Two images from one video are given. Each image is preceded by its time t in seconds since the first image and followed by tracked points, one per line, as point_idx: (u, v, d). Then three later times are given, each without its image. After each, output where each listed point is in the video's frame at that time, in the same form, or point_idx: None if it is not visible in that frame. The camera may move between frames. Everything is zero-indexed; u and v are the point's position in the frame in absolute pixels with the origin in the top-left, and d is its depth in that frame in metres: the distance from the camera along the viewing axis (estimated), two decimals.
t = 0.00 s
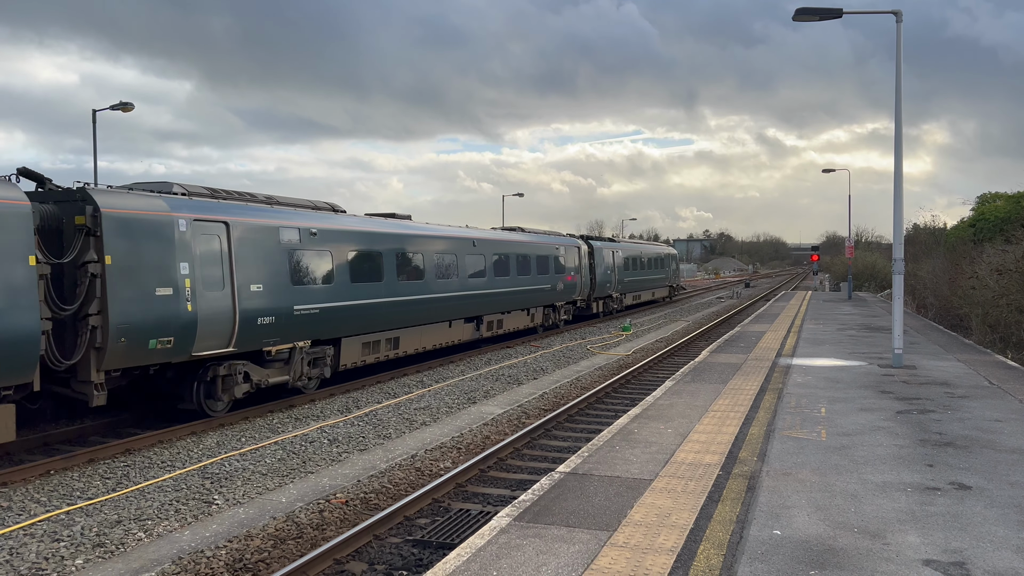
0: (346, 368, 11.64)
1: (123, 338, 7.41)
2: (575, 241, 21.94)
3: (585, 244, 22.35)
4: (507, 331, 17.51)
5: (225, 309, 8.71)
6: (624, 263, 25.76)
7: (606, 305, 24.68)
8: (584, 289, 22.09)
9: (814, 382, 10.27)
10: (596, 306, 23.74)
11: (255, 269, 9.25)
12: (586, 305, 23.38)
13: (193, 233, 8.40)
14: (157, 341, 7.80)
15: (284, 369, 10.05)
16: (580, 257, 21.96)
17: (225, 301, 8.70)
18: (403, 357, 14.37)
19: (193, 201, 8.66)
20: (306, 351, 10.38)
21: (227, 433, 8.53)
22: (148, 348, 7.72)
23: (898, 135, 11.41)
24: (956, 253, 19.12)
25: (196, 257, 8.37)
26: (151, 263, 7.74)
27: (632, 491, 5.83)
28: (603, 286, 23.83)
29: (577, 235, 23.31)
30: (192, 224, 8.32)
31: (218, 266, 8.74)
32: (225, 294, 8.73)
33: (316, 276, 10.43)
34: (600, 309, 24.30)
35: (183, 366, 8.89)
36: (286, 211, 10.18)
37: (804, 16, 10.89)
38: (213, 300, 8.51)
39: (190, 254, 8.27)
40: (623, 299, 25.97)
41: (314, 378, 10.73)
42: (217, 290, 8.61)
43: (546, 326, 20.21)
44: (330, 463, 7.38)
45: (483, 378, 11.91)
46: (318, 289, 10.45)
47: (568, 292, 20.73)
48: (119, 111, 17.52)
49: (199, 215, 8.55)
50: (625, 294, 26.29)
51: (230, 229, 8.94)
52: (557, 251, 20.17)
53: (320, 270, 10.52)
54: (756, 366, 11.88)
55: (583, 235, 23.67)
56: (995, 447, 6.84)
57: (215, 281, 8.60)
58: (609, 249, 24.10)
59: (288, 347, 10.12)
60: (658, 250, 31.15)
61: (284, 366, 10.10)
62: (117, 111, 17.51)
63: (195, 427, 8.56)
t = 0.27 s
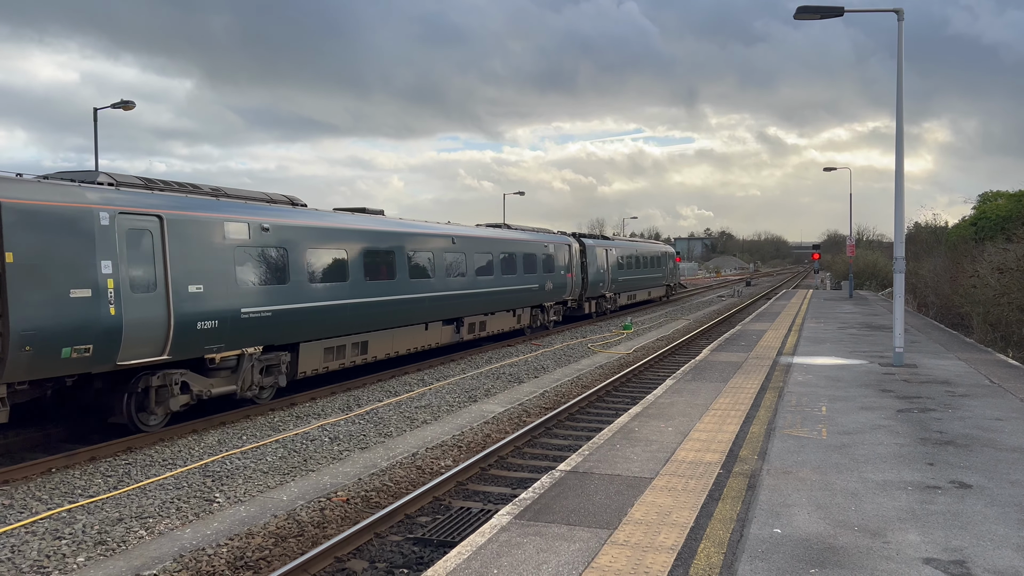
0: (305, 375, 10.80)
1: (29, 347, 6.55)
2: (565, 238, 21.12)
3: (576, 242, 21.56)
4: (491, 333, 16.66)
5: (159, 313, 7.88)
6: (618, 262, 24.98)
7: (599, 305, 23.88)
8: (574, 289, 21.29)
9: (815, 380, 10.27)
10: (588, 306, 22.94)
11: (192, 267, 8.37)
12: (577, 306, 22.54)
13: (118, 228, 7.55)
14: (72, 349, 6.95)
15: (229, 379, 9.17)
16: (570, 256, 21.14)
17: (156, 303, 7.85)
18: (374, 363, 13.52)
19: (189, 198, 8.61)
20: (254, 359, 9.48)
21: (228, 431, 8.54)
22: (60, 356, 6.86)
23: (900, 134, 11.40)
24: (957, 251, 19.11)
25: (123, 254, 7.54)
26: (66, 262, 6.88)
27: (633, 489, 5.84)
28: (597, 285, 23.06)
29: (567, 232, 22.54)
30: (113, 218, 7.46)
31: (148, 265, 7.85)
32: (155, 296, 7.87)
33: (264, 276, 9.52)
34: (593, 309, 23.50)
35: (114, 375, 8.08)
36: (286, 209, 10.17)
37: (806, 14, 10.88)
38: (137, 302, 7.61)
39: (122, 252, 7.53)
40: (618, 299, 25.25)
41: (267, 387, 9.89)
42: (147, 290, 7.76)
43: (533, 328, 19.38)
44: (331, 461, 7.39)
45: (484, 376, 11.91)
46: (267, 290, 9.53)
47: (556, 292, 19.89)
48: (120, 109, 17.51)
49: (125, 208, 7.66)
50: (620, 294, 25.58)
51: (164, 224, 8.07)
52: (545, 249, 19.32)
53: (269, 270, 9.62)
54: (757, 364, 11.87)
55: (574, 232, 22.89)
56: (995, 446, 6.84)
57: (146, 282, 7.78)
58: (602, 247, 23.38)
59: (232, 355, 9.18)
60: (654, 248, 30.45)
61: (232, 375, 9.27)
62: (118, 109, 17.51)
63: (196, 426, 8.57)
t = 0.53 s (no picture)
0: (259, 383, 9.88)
1: None
2: (556, 236, 20.25)
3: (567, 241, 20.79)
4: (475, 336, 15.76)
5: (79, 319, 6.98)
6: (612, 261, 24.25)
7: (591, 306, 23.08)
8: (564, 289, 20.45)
9: (817, 379, 10.26)
10: (580, 307, 22.13)
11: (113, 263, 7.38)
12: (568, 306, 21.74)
13: (24, 221, 6.62)
14: (18, 353, 6.44)
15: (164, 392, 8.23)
16: (561, 254, 20.29)
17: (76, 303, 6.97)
18: (343, 367, 12.61)
19: (189, 196, 8.60)
20: (194, 369, 8.52)
21: (230, 429, 8.55)
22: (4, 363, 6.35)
23: (902, 132, 11.39)
24: (959, 250, 19.08)
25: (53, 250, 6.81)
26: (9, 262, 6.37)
27: (634, 487, 5.84)
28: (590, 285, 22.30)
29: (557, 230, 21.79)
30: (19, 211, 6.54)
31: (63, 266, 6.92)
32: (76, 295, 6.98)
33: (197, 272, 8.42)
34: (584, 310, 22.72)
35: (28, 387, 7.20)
36: (288, 208, 10.20)
37: (808, 12, 10.86)
38: (49, 308, 6.70)
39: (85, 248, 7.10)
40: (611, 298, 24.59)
41: (212, 399, 8.95)
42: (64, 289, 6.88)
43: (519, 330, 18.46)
44: (333, 459, 7.39)
45: (485, 375, 11.92)
46: (201, 289, 8.45)
47: (545, 292, 18.98)
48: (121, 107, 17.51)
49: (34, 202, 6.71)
50: (614, 293, 24.92)
51: (126, 219, 7.61)
52: (535, 246, 18.40)
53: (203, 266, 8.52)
54: (759, 363, 11.87)
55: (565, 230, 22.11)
56: (997, 445, 6.84)
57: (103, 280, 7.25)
58: (595, 245, 22.68)
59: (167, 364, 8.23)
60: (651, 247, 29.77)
61: (168, 386, 8.32)
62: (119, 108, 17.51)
63: (198, 424, 8.59)
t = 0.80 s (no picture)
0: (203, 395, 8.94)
1: None
2: (545, 234, 19.38)
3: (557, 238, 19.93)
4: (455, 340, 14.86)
5: None
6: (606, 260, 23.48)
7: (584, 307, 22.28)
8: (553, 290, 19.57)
9: (819, 378, 10.25)
10: (571, 307, 21.28)
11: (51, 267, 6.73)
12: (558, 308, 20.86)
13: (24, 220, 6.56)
14: (18, 353, 6.40)
15: (85, 407, 7.29)
16: (550, 253, 19.43)
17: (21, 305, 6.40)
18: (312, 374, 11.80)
19: (190, 195, 8.61)
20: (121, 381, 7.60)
21: (232, 428, 8.56)
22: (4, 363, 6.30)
23: (904, 131, 11.37)
24: (962, 248, 19.03)
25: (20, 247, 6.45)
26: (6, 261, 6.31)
27: (636, 486, 5.84)
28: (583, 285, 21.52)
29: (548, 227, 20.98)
30: None
31: None
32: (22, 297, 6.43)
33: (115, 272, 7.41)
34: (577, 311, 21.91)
35: None
36: (291, 206, 10.22)
37: (810, 10, 10.84)
38: None
39: (77, 248, 7.01)
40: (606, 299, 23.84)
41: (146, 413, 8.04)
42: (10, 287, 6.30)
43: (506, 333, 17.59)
44: (335, 458, 7.40)
45: (487, 373, 11.92)
46: (114, 291, 7.37)
47: (533, 293, 18.11)
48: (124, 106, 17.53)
49: None
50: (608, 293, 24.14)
51: (126, 218, 7.60)
52: (521, 245, 17.54)
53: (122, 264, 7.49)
54: (761, 362, 11.86)
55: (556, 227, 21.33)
56: (999, 444, 6.83)
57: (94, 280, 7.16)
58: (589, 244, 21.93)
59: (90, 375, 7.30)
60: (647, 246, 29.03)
61: (91, 400, 7.38)
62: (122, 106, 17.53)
63: (200, 422, 8.60)
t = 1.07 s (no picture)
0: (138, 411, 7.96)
1: None
2: (534, 232, 18.45)
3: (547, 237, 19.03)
4: (435, 345, 14.00)
5: None
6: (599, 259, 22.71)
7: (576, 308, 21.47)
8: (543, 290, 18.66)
9: (822, 377, 10.24)
10: (561, 308, 20.39)
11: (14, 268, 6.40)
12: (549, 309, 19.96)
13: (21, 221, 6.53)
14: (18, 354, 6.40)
15: None
16: (539, 252, 18.52)
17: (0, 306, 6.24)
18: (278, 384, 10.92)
19: (193, 195, 8.61)
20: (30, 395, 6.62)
21: (235, 427, 8.56)
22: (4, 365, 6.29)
23: (907, 130, 11.34)
24: (965, 247, 18.99)
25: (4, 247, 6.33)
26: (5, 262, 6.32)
27: (639, 486, 5.83)
28: (574, 285, 20.72)
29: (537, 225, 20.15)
30: None
31: None
32: None
33: (28, 272, 6.52)
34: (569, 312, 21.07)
35: None
36: (293, 206, 10.22)
37: (813, 9, 10.81)
38: None
39: (78, 248, 7.01)
40: (599, 299, 23.11)
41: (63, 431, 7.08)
42: None
43: (491, 336, 16.70)
44: (338, 457, 7.40)
45: (489, 373, 11.92)
46: (34, 293, 6.54)
47: (521, 294, 17.24)
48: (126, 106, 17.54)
49: None
50: (602, 294, 23.36)
51: (128, 217, 7.59)
52: (507, 243, 16.63)
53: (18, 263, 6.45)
54: (763, 361, 11.85)
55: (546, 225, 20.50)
56: (1003, 443, 6.81)
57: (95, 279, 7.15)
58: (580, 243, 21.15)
59: None
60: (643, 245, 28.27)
61: None
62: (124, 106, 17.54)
63: (203, 422, 8.61)
